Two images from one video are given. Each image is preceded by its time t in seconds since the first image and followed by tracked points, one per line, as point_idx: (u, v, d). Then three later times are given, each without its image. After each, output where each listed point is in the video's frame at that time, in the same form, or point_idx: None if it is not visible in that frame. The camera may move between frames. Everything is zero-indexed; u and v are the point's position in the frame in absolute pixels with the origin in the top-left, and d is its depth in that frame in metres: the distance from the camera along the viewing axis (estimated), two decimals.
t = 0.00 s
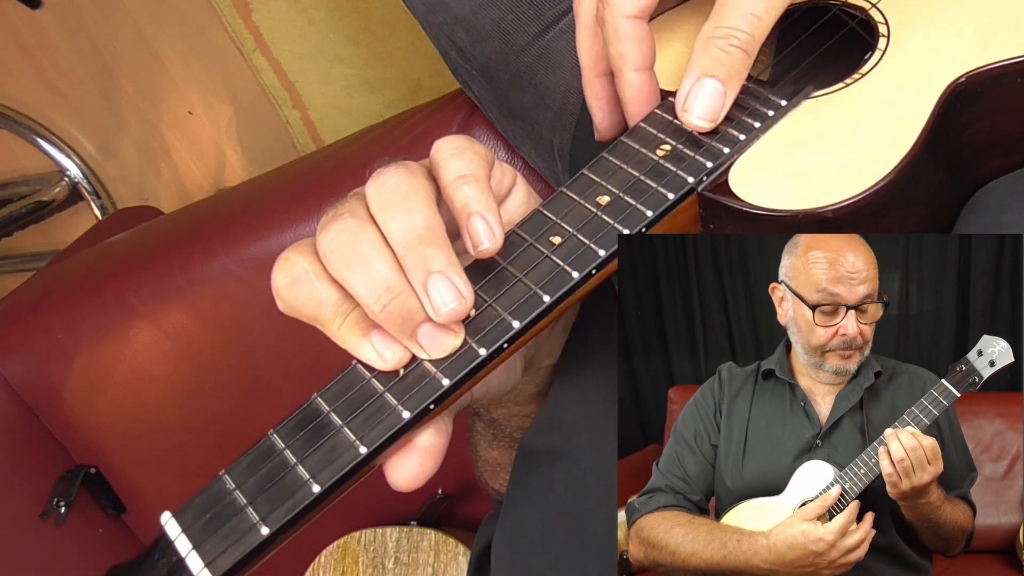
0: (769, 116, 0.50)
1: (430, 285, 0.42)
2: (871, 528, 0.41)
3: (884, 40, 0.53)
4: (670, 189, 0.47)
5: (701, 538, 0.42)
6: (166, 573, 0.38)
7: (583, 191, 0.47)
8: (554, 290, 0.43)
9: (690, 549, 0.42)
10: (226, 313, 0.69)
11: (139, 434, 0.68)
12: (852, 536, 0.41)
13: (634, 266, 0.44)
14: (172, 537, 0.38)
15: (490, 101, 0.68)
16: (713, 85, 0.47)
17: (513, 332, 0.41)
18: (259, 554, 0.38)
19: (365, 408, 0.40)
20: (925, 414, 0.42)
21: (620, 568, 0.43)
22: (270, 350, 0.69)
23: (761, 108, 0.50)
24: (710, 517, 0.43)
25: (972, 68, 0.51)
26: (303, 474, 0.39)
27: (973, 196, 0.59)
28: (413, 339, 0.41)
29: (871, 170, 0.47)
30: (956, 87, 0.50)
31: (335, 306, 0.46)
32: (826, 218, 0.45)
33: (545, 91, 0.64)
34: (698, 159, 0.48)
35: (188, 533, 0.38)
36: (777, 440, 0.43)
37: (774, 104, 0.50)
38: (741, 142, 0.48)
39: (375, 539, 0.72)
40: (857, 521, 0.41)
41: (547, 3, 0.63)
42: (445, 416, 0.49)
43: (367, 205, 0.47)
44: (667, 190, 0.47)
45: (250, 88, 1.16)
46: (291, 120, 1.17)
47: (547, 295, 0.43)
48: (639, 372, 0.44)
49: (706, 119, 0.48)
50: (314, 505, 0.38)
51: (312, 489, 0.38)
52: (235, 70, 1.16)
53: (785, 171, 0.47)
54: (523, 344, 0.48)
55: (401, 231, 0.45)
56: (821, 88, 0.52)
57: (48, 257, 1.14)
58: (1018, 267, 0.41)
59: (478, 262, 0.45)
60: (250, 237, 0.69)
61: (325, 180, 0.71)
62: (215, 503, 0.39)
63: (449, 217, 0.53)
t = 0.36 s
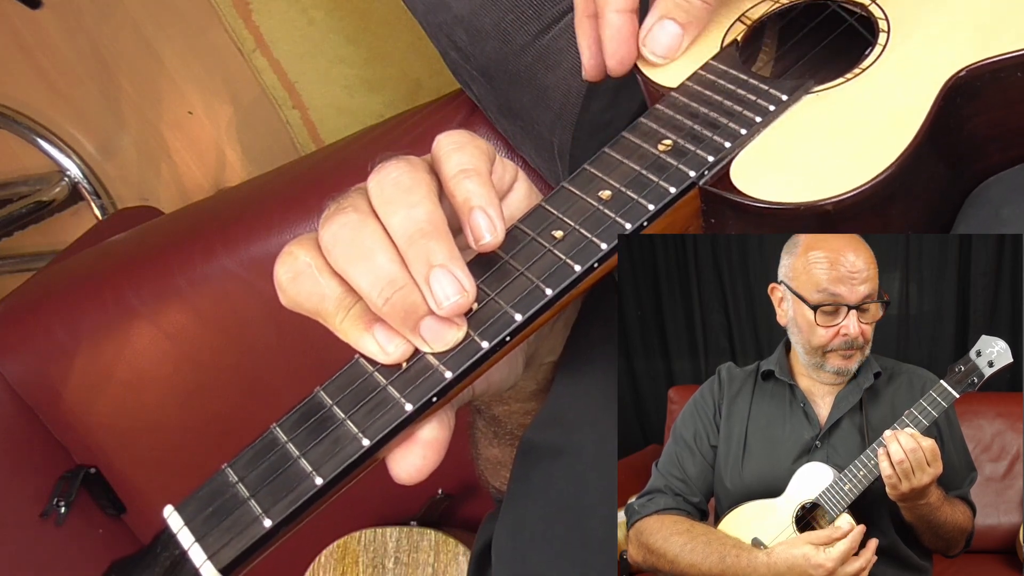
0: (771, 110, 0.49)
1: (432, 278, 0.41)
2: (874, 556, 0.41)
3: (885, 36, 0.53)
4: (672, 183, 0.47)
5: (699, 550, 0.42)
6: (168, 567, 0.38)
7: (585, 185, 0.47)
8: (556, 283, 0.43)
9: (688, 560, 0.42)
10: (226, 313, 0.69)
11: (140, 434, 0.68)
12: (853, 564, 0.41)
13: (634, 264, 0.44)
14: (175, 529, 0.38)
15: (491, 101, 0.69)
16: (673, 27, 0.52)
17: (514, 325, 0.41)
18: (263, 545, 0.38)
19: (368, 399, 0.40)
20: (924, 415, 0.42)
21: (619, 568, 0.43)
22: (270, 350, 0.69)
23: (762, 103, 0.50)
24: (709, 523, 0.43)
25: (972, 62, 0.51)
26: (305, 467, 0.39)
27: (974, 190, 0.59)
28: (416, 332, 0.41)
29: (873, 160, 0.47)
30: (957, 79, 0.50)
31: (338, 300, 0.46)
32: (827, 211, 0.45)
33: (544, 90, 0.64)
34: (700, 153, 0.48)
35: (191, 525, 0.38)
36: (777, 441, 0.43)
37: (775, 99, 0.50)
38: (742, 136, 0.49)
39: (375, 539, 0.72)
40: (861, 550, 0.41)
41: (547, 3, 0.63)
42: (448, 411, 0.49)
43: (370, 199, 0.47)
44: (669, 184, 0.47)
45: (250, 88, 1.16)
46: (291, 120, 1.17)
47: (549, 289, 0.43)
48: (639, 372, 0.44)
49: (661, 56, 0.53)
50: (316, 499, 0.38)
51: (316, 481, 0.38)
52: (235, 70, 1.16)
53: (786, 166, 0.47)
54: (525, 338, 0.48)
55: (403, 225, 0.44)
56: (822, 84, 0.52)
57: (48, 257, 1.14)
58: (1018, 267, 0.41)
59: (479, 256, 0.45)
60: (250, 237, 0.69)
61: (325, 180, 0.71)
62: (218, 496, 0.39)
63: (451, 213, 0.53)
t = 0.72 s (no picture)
0: (771, 113, 0.49)
1: (433, 279, 0.41)
2: (871, 531, 0.41)
3: (886, 38, 0.53)
4: (672, 185, 0.46)
5: (700, 542, 0.43)
6: (167, 568, 0.38)
7: (585, 186, 0.47)
8: (556, 285, 0.43)
9: (691, 553, 0.42)
10: (226, 312, 0.69)
11: (140, 434, 0.68)
12: (852, 540, 0.41)
13: (634, 265, 0.44)
14: (175, 530, 0.38)
15: (491, 102, 0.69)
16: (707, 70, 0.47)
17: (514, 327, 0.41)
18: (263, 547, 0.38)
19: (367, 401, 0.40)
20: (925, 415, 0.42)
21: (620, 568, 0.43)
22: (270, 350, 0.69)
23: (762, 105, 0.50)
24: (709, 519, 0.43)
25: (976, 66, 0.51)
26: (305, 468, 0.39)
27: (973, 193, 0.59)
28: (416, 333, 0.41)
29: (873, 161, 0.47)
30: (957, 83, 0.50)
31: (338, 300, 0.46)
32: (828, 214, 0.46)
33: (544, 91, 0.64)
34: (700, 155, 0.47)
35: (191, 525, 0.38)
36: (777, 442, 0.43)
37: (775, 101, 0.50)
38: (743, 138, 0.48)
39: (375, 539, 0.72)
40: (857, 524, 0.41)
41: (547, 3, 0.63)
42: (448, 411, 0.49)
43: (370, 200, 0.47)
44: (669, 186, 0.46)
45: (250, 88, 1.16)
46: (291, 120, 1.17)
47: (549, 290, 0.43)
48: (639, 372, 0.44)
49: (697, 103, 0.48)
50: (316, 499, 0.38)
51: (315, 483, 0.38)
52: (235, 70, 1.16)
53: (786, 167, 0.47)
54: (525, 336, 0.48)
55: (404, 225, 0.44)
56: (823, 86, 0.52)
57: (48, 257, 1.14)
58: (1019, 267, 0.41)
59: (480, 256, 0.45)
60: (250, 237, 0.69)
61: (325, 180, 0.71)
62: (217, 497, 0.39)
63: (451, 212, 0.53)
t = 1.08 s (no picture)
0: (771, 113, 0.49)
1: (435, 281, 0.42)
2: (874, 555, 0.41)
3: (886, 39, 0.53)
4: (673, 185, 0.47)
5: (700, 552, 0.42)
6: (171, 568, 0.38)
7: (587, 188, 0.48)
8: (558, 286, 0.43)
9: (689, 562, 0.42)
10: (226, 312, 0.69)
11: (140, 434, 0.68)
12: (853, 564, 0.40)
13: (635, 266, 0.44)
14: (179, 531, 0.38)
15: (491, 102, 0.69)
16: (677, 28, 0.51)
17: (517, 327, 0.41)
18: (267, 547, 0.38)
19: (371, 402, 0.40)
20: (925, 416, 0.42)
21: (620, 568, 0.44)
22: (270, 350, 0.69)
23: (762, 105, 0.50)
24: (709, 523, 0.43)
25: (974, 66, 0.51)
26: (310, 468, 0.39)
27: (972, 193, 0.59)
28: (418, 334, 0.41)
29: (872, 162, 0.47)
30: (957, 83, 0.50)
31: (340, 302, 0.46)
32: (829, 214, 0.45)
33: (544, 91, 0.64)
34: (701, 156, 0.48)
35: (195, 526, 0.38)
36: (777, 441, 0.43)
37: (775, 102, 0.50)
38: (744, 138, 0.48)
39: (375, 539, 0.72)
40: (861, 549, 0.41)
41: (547, 4, 0.63)
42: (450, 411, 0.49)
43: (372, 202, 0.47)
44: (670, 186, 0.47)
45: (250, 88, 1.16)
46: (291, 120, 1.17)
47: (552, 290, 0.43)
48: (640, 372, 0.44)
49: (667, 58, 0.52)
50: (320, 500, 0.38)
51: (318, 483, 0.38)
52: (236, 70, 1.16)
53: (786, 168, 0.47)
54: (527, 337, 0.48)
55: (406, 227, 0.45)
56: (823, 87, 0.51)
57: (48, 257, 1.14)
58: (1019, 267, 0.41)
59: (482, 258, 0.45)
60: (250, 237, 0.69)
61: (326, 180, 0.71)
62: (221, 497, 0.39)
63: (454, 214, 0.53)
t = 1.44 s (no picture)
0: (770, 110, 0.49)
1: (433, 276, 0.41)
2: (870, 531, 0.41)
3: (885, 36, 0.53)
4: (671, 183, 0.46)
5: (700, 543, 0.42)
6: (165, 565, 0.37)
7: (584, 184, 0.47)
8: (555, 283, 0.43)
9: (689, 554, 0.42)
10: (226, 312, 0.69)
11: (139, 434, 0.68)
12: (850, 540, 0.41)
13: (634, 266, 0.44)
14: (173, 527, 0.38)
15: (491, 102, 0.69)
16: (711, 66, 0.47)
17: (514, 324, 0.41)
18: (260, 545, 0.37)
19: (367, 398, 0.40)
20: (925, 416, 0.42)
21: (620, 568, 0.43)
22: (270, 350, 0.69)
23: (761, 102, 0.50)
24: (709, 521, 0.43)
25: (974, 64, 0.51)
26: (304, 465, 0.39)
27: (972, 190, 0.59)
28: (415, 330, 0.41)
29: (871, 160, 0.47)
30: (957, 82, 0.50)
31: (337, 296, 0.46)
32: (828, 212, 0.45)
33: (544, 91, 0.64)
34: (699, 153, 0.48)
35: (189, 522, 0.38)
36: (777, 441, 0.43)
37: (775, 98, 0.50)
38: (742, 135, 0.48)
39: (375, 539, 0.72)
40: (856, 525, 0.41)
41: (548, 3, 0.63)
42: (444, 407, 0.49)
43: (371, 197, 0.47)
44: (668, 183, 0.46)
45: (250, 88, 1.16)
46: (291, 120, 1.17)
47: (548, 287, 0.43)
48: (639, 372, 0.44)
49: (702, 101, 0.48)
50: (314, 497, 0.38)
51: (313, 480, 0.38)
52: (236, 70, 1.16)
53: (786, 166, 0.47)
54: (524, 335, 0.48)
55: (404, 222, 0.44)
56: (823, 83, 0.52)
57: (48, 256, 1.14)
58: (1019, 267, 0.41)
59: (479, 253, 0.45)
60: (251, 238, 0.69)
61: (326, 180, 0.71)
62: (216, 494, 0.38)
63: (452, 209, 0.53)
